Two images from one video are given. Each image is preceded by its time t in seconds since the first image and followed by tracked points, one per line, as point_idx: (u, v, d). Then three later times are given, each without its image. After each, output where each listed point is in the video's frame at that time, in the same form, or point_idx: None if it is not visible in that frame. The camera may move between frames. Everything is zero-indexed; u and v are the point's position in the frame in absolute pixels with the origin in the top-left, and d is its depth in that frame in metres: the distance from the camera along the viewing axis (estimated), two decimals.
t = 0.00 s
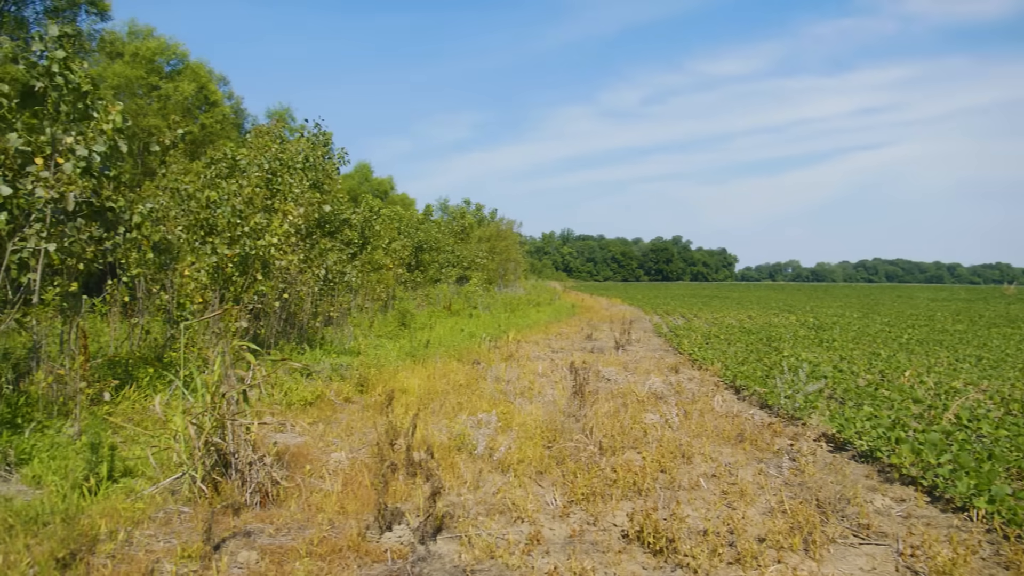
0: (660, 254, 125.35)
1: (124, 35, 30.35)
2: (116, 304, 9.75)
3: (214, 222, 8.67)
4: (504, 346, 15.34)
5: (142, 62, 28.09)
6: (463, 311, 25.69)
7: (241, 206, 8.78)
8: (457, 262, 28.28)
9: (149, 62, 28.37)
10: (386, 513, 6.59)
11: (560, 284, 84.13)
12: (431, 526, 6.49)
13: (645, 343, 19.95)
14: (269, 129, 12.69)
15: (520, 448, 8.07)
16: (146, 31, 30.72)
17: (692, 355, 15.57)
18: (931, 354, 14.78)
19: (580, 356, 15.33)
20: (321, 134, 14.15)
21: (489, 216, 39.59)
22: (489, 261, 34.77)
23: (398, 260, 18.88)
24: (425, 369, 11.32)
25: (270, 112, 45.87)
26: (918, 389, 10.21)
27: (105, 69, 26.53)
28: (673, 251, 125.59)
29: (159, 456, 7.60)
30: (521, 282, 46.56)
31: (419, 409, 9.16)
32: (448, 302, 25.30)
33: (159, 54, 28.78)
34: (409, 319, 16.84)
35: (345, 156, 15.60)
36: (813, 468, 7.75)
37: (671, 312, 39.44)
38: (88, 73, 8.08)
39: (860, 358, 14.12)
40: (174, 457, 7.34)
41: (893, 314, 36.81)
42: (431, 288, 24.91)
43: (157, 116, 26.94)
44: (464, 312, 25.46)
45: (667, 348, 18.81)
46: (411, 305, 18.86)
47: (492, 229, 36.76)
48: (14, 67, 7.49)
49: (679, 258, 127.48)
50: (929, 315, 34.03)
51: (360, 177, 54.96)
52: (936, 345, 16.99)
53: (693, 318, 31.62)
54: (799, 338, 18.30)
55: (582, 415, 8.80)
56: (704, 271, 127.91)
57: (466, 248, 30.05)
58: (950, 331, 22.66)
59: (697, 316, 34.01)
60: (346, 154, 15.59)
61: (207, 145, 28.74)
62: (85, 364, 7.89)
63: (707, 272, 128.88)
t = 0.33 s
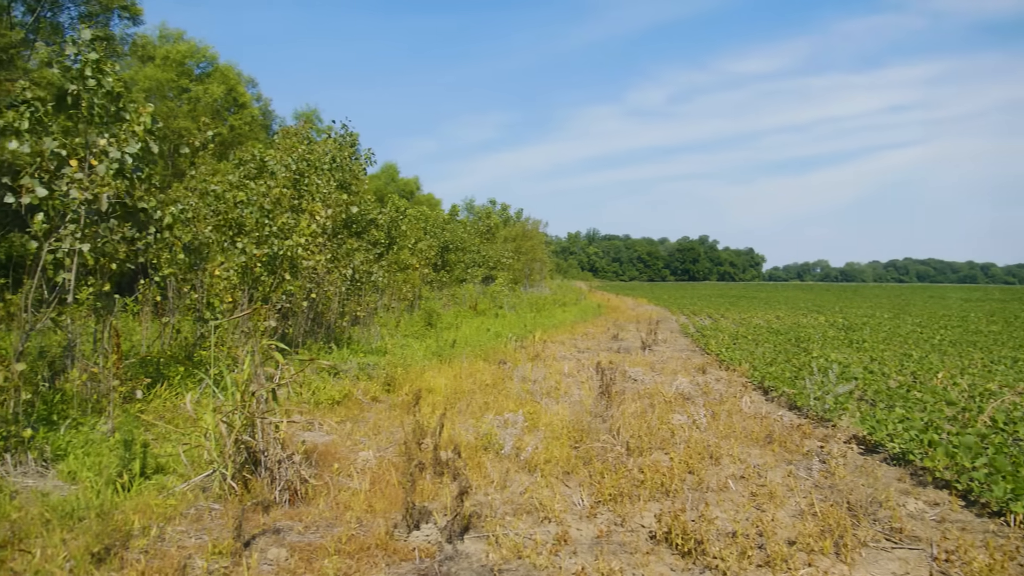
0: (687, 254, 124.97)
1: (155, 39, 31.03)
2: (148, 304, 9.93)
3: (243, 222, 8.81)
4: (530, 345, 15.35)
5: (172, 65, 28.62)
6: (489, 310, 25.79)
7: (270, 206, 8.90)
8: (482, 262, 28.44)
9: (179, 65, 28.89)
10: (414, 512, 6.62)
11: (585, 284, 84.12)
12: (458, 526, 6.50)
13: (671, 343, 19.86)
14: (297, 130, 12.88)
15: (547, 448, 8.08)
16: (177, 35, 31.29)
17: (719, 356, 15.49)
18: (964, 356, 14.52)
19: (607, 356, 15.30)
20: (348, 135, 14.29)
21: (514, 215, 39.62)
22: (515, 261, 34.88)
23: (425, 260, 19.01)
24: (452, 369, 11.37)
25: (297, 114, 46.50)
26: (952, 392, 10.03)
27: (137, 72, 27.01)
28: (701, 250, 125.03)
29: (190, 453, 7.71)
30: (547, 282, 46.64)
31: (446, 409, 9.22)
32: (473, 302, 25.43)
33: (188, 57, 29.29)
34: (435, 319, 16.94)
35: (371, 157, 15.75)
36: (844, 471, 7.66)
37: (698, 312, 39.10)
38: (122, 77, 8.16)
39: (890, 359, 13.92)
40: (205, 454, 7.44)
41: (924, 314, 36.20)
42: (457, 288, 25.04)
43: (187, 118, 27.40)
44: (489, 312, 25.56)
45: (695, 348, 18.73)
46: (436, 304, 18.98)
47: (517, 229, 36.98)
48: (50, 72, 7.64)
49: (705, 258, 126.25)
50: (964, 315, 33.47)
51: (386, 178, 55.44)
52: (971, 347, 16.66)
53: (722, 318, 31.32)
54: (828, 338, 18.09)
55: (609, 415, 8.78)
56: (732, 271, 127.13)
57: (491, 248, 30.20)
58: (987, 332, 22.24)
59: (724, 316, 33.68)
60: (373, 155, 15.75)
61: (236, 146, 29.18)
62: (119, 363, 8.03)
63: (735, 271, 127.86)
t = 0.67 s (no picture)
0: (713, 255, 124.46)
1: (185, 41, 31.54)
2: (177, 304, 10.09)
3: (270, 222, 8.90)
4: (556, 346, 15.35)
5: (202, 68, 29.06)
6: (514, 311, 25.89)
7: (296, 206, 8.99)
8: (507, 262, 28.56)
9: (208, 68, 29.33)
10: (440, 512, 6.65)
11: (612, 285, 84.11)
12: (484, 526, 6.51)
13: (695, 344, 19.78)
14: (324, 132, 13.03)
15: (572, 449, 8.08)
16: (206, 38, 31.76)
17: (745, 358, 15.40)
18: (997, 360, 14.26)
19: (631, 357, 15.28)
20: (374, 137, 14.42)
21: (537, 215, 39.67)
22: (540, 261, 34.92)
23: (449, 260, 19.12)
24: (477, 370, 11.43)
25: (325, 116, 47.02)
26: (986, 396, 9.85)
27: (168, 74, 27.40)
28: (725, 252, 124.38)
29: (218, 451, 7.81)
30: (572, 283, 46.64)
31: (471, 409, 9.28)
32: (498, 302, 25.54)
33: (217, 60, 29.73)
34: (460, 319, 17.02)
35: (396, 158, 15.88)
36: (874, 475, 7.57)
37: (722, 313, 38.83)
38: (154, 80, 8.28)
39: (921, 362, 13.73)
40: (233, 452, 7.52)
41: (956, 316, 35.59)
42: (481, 289, 25.14)
43: (216, 119, 27.79)
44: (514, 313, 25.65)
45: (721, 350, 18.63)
46: (461, 305, 19.09)
47: (543, 230, 37.07)
48: (85, 74, 7.78)
49: (729, 258, 124.82)
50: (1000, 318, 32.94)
51: (412, 178, 55.77)
52: (1005, 351, 16.35)
53: (749, 320, 31.05)
54: (856, 341, 17.90)
55: (634, 417, 8.76)
56: (757, 272, 125.97)
57: (516, 249, 30.34)
58: None
59: (749, 318, 33.39)
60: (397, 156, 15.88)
61: (263, 147, 29.54)
62: (149, 361, 8.15)
63: (761, 271, 126.77)
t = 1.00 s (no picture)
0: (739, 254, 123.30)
1: (212, 44, 32.04)
2: (205, 304, 10.23)
3: (295, 222, 9.00)
4: (580, 346, 15.33)
5: (229, 70, 29.48)
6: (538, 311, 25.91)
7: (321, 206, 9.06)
8: (530, 262, 28.63)
9: (234, 70, 29.74)
10: (466, 511, 6.67)
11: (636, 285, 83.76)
12: (510, 526, 6.51)
13: (720, 344, 19.65)
14: (349, 132, 13.15)
15: (598, 449, 8.07)
16: (232, 40, 32.18)
17: (771, 358, 15.28)
18: None
19: (657, 357, 15.23)
20: (398, 137, 14.51)
21: (560, 215, 39.66)
22: (564, 261, 34.87)
23: (473, 260, 19.19)
24: (502, 369, 11.45)
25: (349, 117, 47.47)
26: (1020, 398, 9.66)
27: (196, 77, 27.84)
28: (752, 250, 123.41)
29: (246, 449, 7.91)
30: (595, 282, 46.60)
31: (496, 408, 9.31)
32: (522, 301, 25.57)
33: (243, 62, 30.14)
34: (484, 318, 17.07)
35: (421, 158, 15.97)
36: (904, 477, 7.48)
37: (748, 312, 38.49)
38: (183, 83, 8.40)
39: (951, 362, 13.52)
40: (261, 451, 7.59)
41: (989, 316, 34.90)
42: (505, 288, 25.21)
43: (242, 121, 28.14)
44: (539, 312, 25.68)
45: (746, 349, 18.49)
46: (485, 304, 19.16)
47: (567, 229, 37.14)
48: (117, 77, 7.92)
49: (756, 257, 123.52)
50: None
51: (436, 178, 56.06)
52: None
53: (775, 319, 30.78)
54: (885, 341, 17.66)
55: (660, 417, 8.74)
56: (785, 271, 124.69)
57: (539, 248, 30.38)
58: None
59: (775, 317, 33.00)
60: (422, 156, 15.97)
61: (289, 148, 29.85)
62: (178, 360, 8.29)
63: (787, 271, 125.58)
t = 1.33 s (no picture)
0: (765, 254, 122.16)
1: (237, 48, 32.47)
2: (232, 305, 10.36)
3: (321, 224, 9.09)
4: (605, 347, 15.29)
5: (255, 74, 29.84)
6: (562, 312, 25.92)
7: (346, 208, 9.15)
8: (553, 262, 28.60)
9: (260, 73, 30.09)
10: (492, 512, 6.68)
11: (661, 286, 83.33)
12: (536, 527, 6.51)
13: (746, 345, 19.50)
14: (373, 134, 13.25)
15: (623, 451, 8.06)
16: (258, 43, 32.54)
17: (798, 359, 15.13)
18: None
19: (682, 358, 15.15)
20: (422, 139, 14.60)
21: (583, 216, 39.60)
22: (588, 261, 34.80)
23: (497, 261, 19.23)
24: (527, 370, 11.46)
25: (372, 120, 47.81)
26: None
27: (223, 80, 28.19)
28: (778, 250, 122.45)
29: (273, 449, 7.99)
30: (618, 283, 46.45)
31: (522, 409, 9.34)
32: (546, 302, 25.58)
33: (268, 65, 30.47)
34: (508, 319, 17.09)
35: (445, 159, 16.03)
36: (936, 481, 7.38)
37: (775, 313, 38.22)
38: (212, 87, 8.52)
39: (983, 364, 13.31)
40: (288, 451, 7.67)
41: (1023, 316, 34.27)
42: (529, 289, 25.23)
43: (267, 123, 28.44)
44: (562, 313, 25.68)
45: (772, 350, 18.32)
46: (508, 305, 19.20)
47: (591, 230, 37.09)
48: (147, 81, 8.04)
49: (779, 257, 122.34)
50: None
51: (460, 179, 56.23)
52: None
53: (803, 320, 30.49)
54: (915, 342, 17.41)
55: (686, 418, 8.70)
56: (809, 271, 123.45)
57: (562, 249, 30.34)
58: None
59: (803, 318, 32.66)
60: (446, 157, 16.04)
61: (313, 150, 30.11)
62: (206, 361, 8.41)
63: (814, 271, 124.40)
